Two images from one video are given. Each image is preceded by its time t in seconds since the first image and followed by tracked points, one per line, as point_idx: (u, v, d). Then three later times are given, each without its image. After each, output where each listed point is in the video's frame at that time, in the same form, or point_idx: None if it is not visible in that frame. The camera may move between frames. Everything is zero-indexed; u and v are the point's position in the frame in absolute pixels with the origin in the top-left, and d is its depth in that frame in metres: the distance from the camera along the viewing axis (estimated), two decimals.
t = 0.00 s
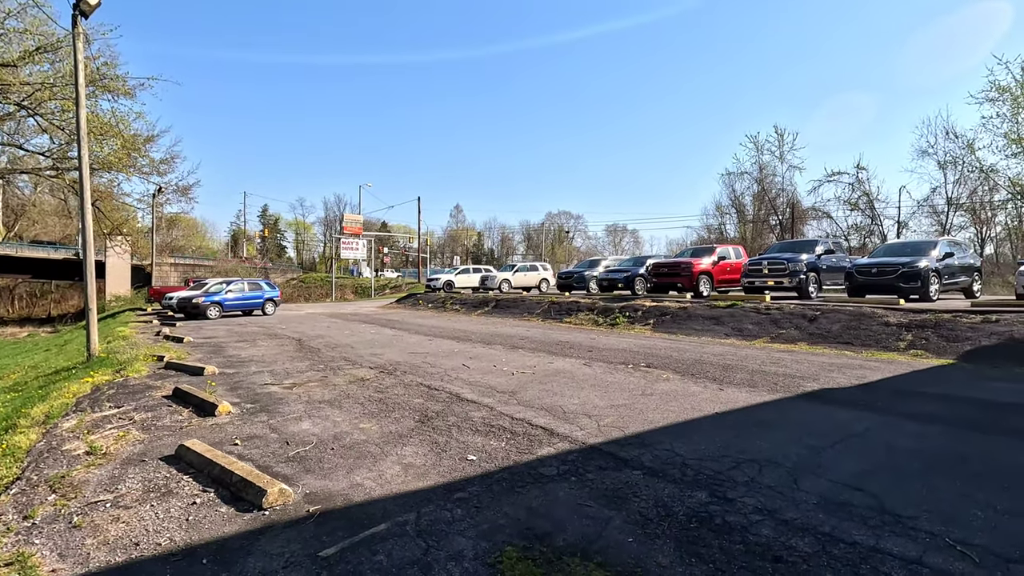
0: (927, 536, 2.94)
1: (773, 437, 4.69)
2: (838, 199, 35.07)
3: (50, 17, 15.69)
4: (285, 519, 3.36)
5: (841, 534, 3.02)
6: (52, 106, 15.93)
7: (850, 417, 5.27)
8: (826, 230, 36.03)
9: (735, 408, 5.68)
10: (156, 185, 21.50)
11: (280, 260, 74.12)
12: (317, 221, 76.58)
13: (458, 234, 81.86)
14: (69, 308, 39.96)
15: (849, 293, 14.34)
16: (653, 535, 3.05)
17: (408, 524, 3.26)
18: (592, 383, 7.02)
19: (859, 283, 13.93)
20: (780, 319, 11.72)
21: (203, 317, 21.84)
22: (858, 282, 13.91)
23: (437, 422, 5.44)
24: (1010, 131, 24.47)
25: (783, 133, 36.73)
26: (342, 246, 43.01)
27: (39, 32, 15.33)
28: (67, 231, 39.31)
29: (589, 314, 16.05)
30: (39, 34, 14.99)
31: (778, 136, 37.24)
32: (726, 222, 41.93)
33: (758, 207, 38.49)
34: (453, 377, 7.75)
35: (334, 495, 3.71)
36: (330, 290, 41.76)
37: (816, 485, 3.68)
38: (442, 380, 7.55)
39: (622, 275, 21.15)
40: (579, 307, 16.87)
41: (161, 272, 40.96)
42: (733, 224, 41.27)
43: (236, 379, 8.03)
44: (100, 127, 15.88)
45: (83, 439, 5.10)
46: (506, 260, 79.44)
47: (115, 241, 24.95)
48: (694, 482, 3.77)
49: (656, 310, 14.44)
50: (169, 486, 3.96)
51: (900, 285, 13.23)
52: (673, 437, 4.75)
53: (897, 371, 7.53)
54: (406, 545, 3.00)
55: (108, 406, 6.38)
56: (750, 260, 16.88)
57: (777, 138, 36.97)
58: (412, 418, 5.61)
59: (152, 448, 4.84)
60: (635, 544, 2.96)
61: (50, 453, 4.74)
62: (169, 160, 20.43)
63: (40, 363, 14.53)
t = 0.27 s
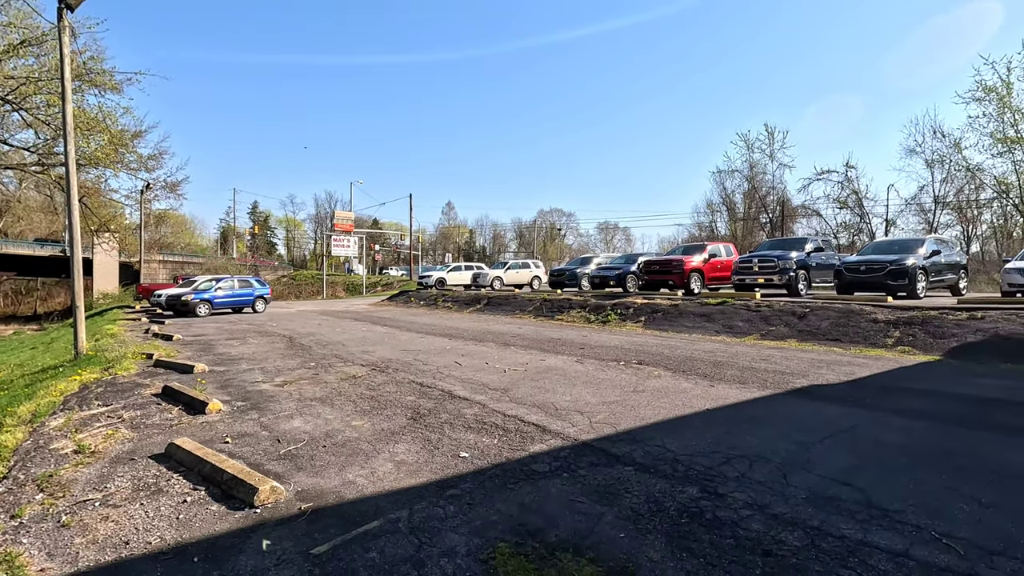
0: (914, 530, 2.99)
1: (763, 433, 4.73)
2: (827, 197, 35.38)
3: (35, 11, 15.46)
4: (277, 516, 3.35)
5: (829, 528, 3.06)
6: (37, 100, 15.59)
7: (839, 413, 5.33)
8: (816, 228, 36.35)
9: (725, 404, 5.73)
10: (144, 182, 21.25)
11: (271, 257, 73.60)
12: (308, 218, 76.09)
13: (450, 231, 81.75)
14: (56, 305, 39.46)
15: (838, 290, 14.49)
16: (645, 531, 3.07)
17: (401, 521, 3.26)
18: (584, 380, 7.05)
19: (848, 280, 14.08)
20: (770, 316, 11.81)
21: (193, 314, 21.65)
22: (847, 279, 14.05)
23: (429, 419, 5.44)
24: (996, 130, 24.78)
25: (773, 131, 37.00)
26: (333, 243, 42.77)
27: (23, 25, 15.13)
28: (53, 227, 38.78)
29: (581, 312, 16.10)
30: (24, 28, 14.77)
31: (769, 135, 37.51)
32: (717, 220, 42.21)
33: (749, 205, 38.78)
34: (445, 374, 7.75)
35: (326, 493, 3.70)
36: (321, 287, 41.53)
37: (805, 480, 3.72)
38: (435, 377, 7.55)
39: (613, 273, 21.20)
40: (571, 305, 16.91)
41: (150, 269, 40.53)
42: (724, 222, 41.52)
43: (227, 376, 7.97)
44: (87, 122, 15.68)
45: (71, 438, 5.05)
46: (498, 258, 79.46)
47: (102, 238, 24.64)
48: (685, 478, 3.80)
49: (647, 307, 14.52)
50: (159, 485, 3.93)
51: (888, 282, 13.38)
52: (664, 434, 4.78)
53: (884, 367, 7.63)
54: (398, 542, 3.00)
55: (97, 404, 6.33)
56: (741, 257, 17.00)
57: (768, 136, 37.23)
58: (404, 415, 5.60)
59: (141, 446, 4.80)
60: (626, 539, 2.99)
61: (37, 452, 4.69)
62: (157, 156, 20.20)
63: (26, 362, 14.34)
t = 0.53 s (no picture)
0: (904, 525, 3.02)
1: (755, 430, 4.77)
2: (819, 196, 35.62)
3: (24, 6, 15.29)
4: (270, 515, 3.34)
5: (821, 524, 3.08)
6: (26, 96, 15.45)
7: (831, 410, 5.37)
8: (808, 226, 36.60)
9: (719, 402, 5.77)
10: (135, 179, 21.07)
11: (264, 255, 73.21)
12: (301, 216, 75.73)
13: (444, 229, 81.65)
14: (45, 304, 39.07)
15: (829, 289, 14.60)
16: (638, 527, 3.09)
17: (395, 519, 3.26)
18: (578, 378, 7.07)
19: (839, 279, 14.18)
20: (763, 314, 11.88)
21: (185, 312, 21.50)
22: (838, 278, 14.15)
23: (423, 417, 5.44)
24: (986, 130, 25.04)
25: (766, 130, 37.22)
26: (327, 241, 42.60)
27: (11, 20, 14.96)
28: (42, 224, 38.39)
29: (575, 310, 16.13)
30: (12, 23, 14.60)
31: (761, 133, 37.71)
32: (710, 218, 42.41)
33: (742, 203, 38.97)
34: (439, 372, 7.75)
35: (320, 491, 3.69)
36: (314, 285, 41.36)
37: (797, 476, 3.76)
38: (429, 375, 7.55)
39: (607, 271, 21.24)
40: (565, 303, 16.93)
41: (141, 267, 40.21)
42: (717, 220, 41.72)
43: (220, 375, 7.92)
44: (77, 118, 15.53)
45: (62, 437, 5.01)
46: (492, 256, 79.46)
47: (93, 235, 24.41)
48: (678, 474, 3.83)
49: (641, 305, 14.56)
50: (151, 484, 3.91)
51: (879, 280, 13.49)
52: (658, 431, 4.80)
53: (875, 365, 7.70)
54: (392, 540, 3.00)
55: (88, 403, 6.28)
56: (734, 255, 17.08)
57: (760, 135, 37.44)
58: (398, 413, 5.60)
59: (133, 445, 4.77)
60: (620, 536, 3.00)
61: (27, 452, 4.64)
62: (149, 153, 20.03)
63: (15, 360, 14.19)
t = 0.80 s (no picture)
0: (897, 521, 3.05)
1: (750, 428, 4.79)
2: (814, 195, 35.77)
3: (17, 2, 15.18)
4: (266, 514, 3.34)
5: (815, 520, 3.11)
6: (19, 93, 15.35)
7: (825, 408, 5.40)
8: (803, 225, 36.75)
9: (714, 400, 5.79)
10: (129, 177, 20.94)
11: (259, 253, 72.95)
12: (297, 214, 75.48)
13: (441, 227, 81.60)
14: (39, 302, 38.82)
15: (824, 287, 14.67)
16: (634, 525, 3.10)
17: (391, 517, 3.26)
18: (574, 377, 7.08)
19: (834, 277, 14.22)
20: (758, 312, 11.93)
21: (179, 311, 21.41)
22: (833, 276, 14.19)
23: (419, 416, 5.44)
24: (980, 129, 25.20)
25: (761, 129, 37.35)
26: (322, 239, 42.46)
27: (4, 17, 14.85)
28: (35, 223, 38.12)
29: (571, 308, 16.15)
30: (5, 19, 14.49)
31: (757, 133, 37.83)
32: (706, 217, 42.53)
33: (737, 202, 39.10)
34: (435, 371, 7.74)
35: (316, 490, 3.69)
36: (310, 284, 41.25)
37: (791, 474, 3.78)
38: (425, 374, 7.54)
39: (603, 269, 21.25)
40: (561, 301, 16.95)
41: (135, 265, 39.99)
42: (713, 219, 41.83)
43: (215, 374, 7.89)
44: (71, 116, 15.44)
45: (55, 436, 4.98)
46: (489, 254, 79.46)
47: (86, 234, 24.25)
48: (674, 472, 3.84)
49: (637, 304, 14.59)
50: (146, 483, 3.89)
51: (873, 279, 13.55)
52: (654, 429, 4.81)
53: (869, 363, 7.76)
54: (388, 538, 3.00)
55: (82, 402, 6.25)
56: (729, 254, 17.13)
57: (756, 134, 37.57)
58: (394, 412, 5.60)
59: (128, 444, 4.75)
60: (616, 533, 3.01)
61: (21, 451, 4.62)
62: (143, 151, 19.91)
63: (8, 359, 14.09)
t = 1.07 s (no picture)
0: (894, 518, 3.06)
1: (748, 425, 4.80)
2: (813, 193, 35.77)
3: None
4: (265, 511, 3.34)
5: (813, 518, 3.12)
6: (16, 91, 15.32)
7: (822, 405, 5.41)
8: (802, 223, 36.78)
9: (712, 398, 5.80)
10: (128, 174, 20.89)
11: (258, 251, 72.84)
12: (296, 212, 75.35)
13: (440, 225, 81.56)
14: (37, 300, 38.74)
15: (823, 285, 14.70)
16: (632, 522, 3.12)
17: (390, 515, 3.27)
18: (573, 374, 7.09)
19: (832, 275, 14.22)
20: (756, 310, 11.95)
21: (178, 309, 21.39)
22: (831, 274, 14.19)
23: (418, 413, 5.45)
24: (978, 128, 25.22)
25: (760, 127, 37.35)
26: (321, 237, 42.41)
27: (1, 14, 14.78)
28: (33, 220, 38.03)
29: (570, 306, 16.16)
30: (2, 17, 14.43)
31: (756, 130, 37.83)
32: (705, 215, 42.54)
33: (736, 200, 39.10)
34: (434, 368, 7.75)
35: (315, 487, 3.70)
36: (309, 282, 41.21)
37: (789, 471, 3.79)
38: (424, 371, 7.55)
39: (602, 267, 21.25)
40: (560, 299, 16.96)
41: (134, 263, 39.93)
42: (712, 217, 41.83)
43: (214, 372, 7.89)
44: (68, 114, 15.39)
45: (54, 434, 4.98)
46: (488, 252, 79.44)
47: (84, 231, 24.20)
48: (672, 470, 3.85)
49: (636, 302, 14.60)
50: (145, 480, 3.90)
51: (871, 277, 13.58)
52: (653, 427, 4.82)
53: (867, 361, 7.77)
54: (387, 535, 3.01)
55: (81, 400, 6.25)
56: (728, 252, 17.15)
57: (755, 132, 37.57)
58: (393, 410, 5.60)
59: (127, 442, 4.75)
60: (614, 530, 3.02)
61: (20, 448, 4.62)
62: (141, 149, 19.86)
63: (6, 357, 14.08)
